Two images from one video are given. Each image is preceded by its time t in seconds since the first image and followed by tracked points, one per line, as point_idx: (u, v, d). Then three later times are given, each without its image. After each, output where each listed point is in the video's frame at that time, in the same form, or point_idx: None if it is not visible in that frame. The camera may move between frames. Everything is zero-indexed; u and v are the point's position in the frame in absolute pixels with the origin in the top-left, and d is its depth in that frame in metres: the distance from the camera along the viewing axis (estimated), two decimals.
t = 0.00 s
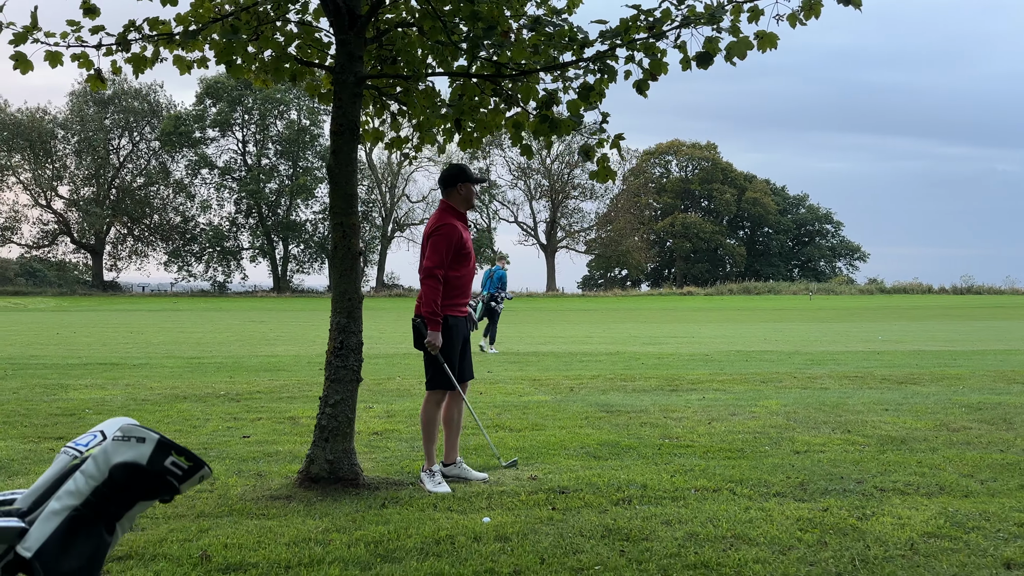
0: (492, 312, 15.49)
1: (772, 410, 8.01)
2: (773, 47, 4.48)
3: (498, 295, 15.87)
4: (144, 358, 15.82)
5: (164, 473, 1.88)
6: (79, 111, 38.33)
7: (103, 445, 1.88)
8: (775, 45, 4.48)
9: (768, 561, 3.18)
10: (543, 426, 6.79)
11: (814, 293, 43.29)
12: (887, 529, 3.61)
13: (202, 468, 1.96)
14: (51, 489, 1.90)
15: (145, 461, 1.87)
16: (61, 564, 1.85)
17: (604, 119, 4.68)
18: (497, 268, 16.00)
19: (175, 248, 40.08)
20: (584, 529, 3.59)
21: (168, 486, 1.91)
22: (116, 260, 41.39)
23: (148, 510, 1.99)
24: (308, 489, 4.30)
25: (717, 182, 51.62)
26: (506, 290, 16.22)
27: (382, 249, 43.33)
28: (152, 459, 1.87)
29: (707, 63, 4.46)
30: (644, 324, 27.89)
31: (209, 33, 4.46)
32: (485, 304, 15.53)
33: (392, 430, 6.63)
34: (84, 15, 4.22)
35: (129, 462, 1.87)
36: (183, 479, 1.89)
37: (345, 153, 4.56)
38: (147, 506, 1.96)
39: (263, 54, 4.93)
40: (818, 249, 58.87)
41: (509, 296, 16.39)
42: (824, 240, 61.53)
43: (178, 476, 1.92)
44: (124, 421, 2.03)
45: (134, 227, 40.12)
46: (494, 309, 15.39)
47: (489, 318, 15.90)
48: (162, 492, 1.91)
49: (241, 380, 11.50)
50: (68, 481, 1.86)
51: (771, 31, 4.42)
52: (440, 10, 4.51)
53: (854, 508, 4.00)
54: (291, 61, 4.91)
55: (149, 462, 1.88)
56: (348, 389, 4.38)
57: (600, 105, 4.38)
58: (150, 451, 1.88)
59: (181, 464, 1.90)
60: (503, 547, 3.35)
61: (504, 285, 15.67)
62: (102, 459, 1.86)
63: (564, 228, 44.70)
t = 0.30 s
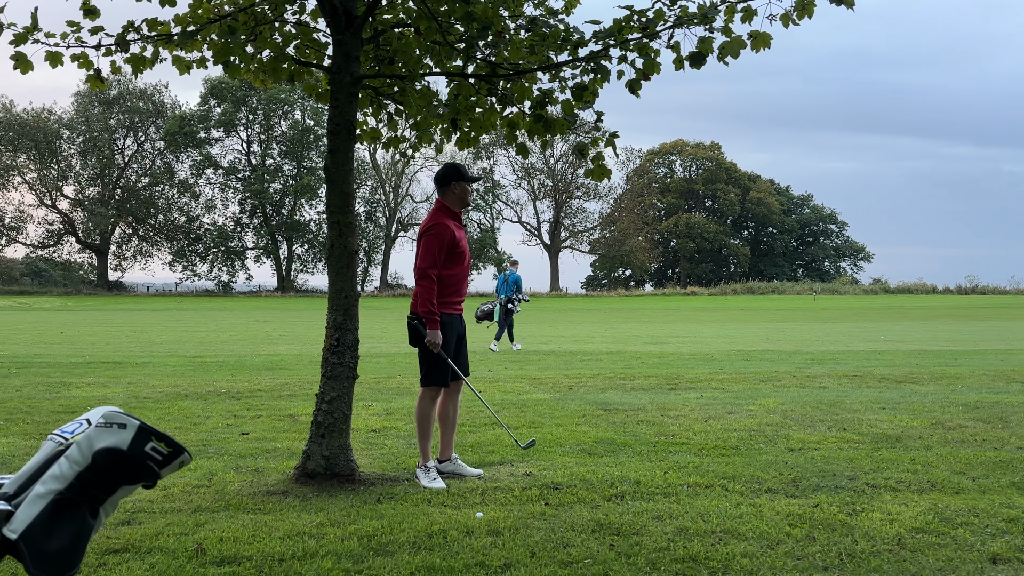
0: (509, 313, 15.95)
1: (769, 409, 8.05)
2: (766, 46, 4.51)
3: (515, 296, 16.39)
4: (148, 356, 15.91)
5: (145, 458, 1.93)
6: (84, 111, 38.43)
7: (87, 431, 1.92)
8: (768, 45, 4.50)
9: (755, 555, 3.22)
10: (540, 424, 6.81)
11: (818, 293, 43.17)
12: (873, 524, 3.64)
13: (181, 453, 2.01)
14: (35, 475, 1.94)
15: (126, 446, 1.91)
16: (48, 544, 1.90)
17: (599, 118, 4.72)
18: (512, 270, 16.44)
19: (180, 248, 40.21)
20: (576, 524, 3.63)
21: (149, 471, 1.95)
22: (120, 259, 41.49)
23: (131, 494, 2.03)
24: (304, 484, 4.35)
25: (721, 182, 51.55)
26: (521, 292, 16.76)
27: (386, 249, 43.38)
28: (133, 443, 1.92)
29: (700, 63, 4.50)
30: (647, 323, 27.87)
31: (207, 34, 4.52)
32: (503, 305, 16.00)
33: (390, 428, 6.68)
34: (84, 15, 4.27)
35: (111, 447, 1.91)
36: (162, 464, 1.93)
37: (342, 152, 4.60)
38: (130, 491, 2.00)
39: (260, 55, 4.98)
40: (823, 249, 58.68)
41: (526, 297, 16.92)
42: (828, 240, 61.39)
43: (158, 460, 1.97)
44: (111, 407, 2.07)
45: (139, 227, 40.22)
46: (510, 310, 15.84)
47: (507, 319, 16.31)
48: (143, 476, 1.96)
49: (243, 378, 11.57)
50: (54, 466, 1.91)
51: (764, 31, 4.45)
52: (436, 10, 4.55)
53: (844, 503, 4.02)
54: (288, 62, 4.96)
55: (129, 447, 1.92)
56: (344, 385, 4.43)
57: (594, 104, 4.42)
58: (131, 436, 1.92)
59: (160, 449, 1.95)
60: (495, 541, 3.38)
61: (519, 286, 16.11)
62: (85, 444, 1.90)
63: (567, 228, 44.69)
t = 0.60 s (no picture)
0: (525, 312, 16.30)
1: (769, 409, 8.06)
2: (761, 51, 4.54)
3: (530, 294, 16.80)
4: (151, 357, 15.97)
5: (138, 461, 1.99)
6: (89, 112, 38.48)
7: (83, 435, 1.97)
8: (763, 49, 4.53)
9: (749, 556, 3.26)
10: (539, 425, 6.86)
11: (821, 293, 43.11)
12: (866, 526, 3.66)
13: (174, 456, 2.06)
14: (35, 476, 1.99)
15: (119, 450, 1.96)
16: (45, 544, 1.95)
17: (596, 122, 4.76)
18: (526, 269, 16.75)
19: (184, 248, 40.31)
20: (571, 525, 3.66)
21: (143, 474, 2.01)
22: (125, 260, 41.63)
23: (126, 496, 2.08)
24: (303, 485, 4.40)
25: (724, 182, 51.51)
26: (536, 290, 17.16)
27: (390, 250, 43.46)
28: (127, 447, 1.97)
29: (695, 68, 4.54)
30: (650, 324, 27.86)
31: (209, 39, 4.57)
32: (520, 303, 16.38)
33: (390, 428, 6.72)
34: (86, 21, 4.32)
35: (105, 451, 1.96)
36: (155, 468, 1.99)
37: (342, 155, 4.65)
38: (126, 492, 2.05)
39: (260, 59, 5.02)
40: (826, 249, 58.57)
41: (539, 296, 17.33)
42: (832, 240, 61.26)
43: (151, 464, 2.02)
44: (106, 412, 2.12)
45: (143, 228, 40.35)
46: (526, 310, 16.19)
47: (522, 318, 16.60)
48: (138, 479, 2.01)
49: (246, 378, 11.63)
50: (50, 469, 1.96)
51: (760, 35, 4.48)
52: (436, 14, 4.59)
53: (839, 504, 4.05)
54: (288, 66, 5.01)
55: (124, 450, 1.97)
56: (343, 386, 4.47)
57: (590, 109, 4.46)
58: (125, 440, 1.97)
59: (153, 453, 2.01)
60: (491, 541, 3.43)
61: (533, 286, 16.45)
62: (80, 448, 1.95)
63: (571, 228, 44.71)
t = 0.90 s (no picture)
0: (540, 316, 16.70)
1: (771, 411, 8.07)
2: (763, 53, 4.55)
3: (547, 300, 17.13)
4: (155, 357, 16.03)
5: (146, 465, 2.02)
6: (93, 113, 38.55)
7: (91, 440, 2.01)
8: (764, 52, 4.55)
9: (750, 557, 3.28)
10: (541, 425, 6.88)
11: (825, 293, 43.02)
12: (869, 527, 3.66)
13: (180, 461, 2.10)
14: (46, 480, 2.03)
15: (129, 454, 2.00)
16: (57, 546, 1.99)
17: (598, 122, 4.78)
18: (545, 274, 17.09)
19: (189, 248, 40.42)
20: (574, 526, 3.68)
21: (150, 478, 2.04)
22: (129, 259, 41.75)
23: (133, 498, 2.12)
24: (307, 486, 4.43)
25: (728, 182, 51.42)
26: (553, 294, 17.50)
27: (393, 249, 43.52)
28: (135, 452, 2.00)
29: (696, 70, 4.56)
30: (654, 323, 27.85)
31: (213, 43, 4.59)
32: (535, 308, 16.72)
33: (394, 428, 6.74)
34: (91, 25, 4.35)
35: (115, 455, 1.99)
36: (164, 470, 2.02)
37: (346, 158, 4.68)
38: (133, 496, 2.09)
39: (264, 62, 5.05)
40: (830, 249, 58.45)
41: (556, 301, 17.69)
42: (836, 240, 61.13)
43: (159, 468, 2.05)
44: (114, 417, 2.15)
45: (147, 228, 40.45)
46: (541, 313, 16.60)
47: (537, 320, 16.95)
48: (145, 483, 2.04)
49: (250, 378, 11.69)
50: (59, 474, 1.99)
51: (760, 38, 4.50)
52: (438, 17, 4.61)
53: (840, 505, 4.06)
54: (292, 69, 5.03)
55: (133, 455, 2.01)
56: (347, 387, 4.50)
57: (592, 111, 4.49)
58: (133, 445, 2.01)
59: (160, 457, 2.03)
60: (493, 542, 3.45)
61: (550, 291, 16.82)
62: (90, 452, 1.99)
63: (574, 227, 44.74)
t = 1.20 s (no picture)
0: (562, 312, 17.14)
1: (778, 411, 8.07)
2: (769, 54, 4.56)
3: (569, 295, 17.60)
4: (163, 357, 16.12)
5: (162, 468, 2.01)
6: (101, 114, 38.77)
7: (106, 443, 2.01)
8: (770, 53, 4.55)
9: (757, 558, 3.28)
10: (547, 425, 6.90)
11: (832, 292, 42.86)
12: (877, 528, 3.66)
13: (196, 463, 2.08)
14: (61, 482, 2.04)
15: (144, 457, 1.99)
16: (72, 547, 1.99)
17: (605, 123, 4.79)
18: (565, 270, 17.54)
19: (196, 248, 40.60)
20: (581, 527, 3.69)
21: (166, 479, 2.03)
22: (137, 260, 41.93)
23: (150, 499, 2.12)
24: (316, 485, 4.45)
25: (735, 181, 51.19)
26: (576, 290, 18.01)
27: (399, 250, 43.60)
28: (151, 454, 2.00)
29: (703, 71, 4.56)
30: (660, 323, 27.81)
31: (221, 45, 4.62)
32: (558, 303, 17.09)
33: (401, 429, 6.77)
34: (101, 28, 4.39)
35: (129, 458, 1.99)
36: (178, 474, 2.01)
37: (353, 159, 4.70)
38: (149, 497, 2.09)
39: (271, 64, 5.08)
40: (837, 248, 58.21)
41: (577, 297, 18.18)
42: (843, 239, 60.87)
43: (174, 470, 2.05)
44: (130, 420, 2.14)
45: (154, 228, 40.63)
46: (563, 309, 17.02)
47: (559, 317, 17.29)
48: (160, 485, 2.03)
49: (258, 378, 11.75)
50: (76, 475, 2.00)
51: (767, 39, 4.50)
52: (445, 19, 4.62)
53: (847, 505, 4.05)
54: (300, 71, 5.07)
55: (147, 457, 2.00)
56: (355, 388, 4.52)
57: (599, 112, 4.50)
58: (149, 447, 2.00)
59: (176, 459, 2.02)
60: (501, 543, 3.47)
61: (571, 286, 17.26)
62: (105, 454, 1.99)
63: (580, 227, 44.73)
